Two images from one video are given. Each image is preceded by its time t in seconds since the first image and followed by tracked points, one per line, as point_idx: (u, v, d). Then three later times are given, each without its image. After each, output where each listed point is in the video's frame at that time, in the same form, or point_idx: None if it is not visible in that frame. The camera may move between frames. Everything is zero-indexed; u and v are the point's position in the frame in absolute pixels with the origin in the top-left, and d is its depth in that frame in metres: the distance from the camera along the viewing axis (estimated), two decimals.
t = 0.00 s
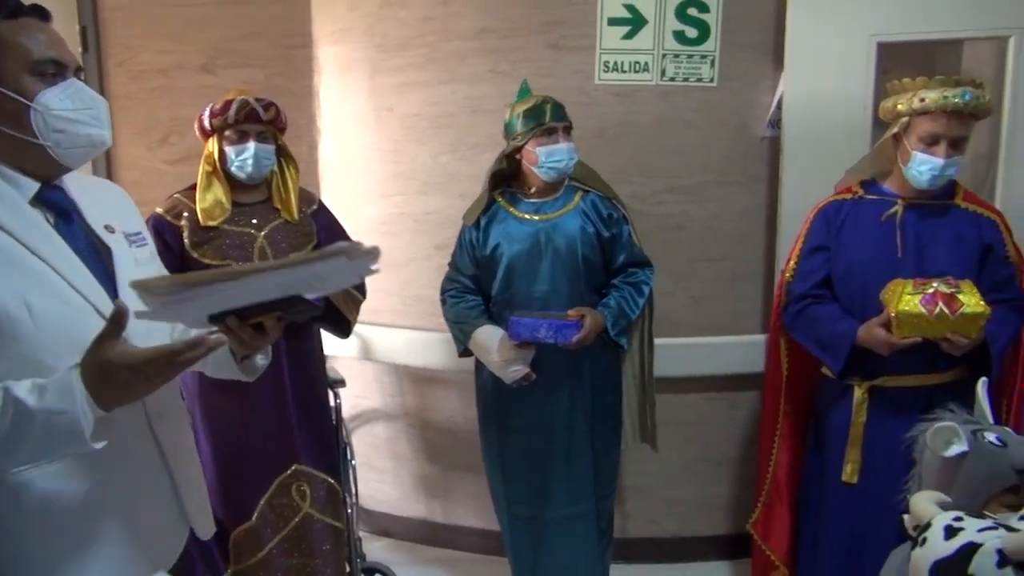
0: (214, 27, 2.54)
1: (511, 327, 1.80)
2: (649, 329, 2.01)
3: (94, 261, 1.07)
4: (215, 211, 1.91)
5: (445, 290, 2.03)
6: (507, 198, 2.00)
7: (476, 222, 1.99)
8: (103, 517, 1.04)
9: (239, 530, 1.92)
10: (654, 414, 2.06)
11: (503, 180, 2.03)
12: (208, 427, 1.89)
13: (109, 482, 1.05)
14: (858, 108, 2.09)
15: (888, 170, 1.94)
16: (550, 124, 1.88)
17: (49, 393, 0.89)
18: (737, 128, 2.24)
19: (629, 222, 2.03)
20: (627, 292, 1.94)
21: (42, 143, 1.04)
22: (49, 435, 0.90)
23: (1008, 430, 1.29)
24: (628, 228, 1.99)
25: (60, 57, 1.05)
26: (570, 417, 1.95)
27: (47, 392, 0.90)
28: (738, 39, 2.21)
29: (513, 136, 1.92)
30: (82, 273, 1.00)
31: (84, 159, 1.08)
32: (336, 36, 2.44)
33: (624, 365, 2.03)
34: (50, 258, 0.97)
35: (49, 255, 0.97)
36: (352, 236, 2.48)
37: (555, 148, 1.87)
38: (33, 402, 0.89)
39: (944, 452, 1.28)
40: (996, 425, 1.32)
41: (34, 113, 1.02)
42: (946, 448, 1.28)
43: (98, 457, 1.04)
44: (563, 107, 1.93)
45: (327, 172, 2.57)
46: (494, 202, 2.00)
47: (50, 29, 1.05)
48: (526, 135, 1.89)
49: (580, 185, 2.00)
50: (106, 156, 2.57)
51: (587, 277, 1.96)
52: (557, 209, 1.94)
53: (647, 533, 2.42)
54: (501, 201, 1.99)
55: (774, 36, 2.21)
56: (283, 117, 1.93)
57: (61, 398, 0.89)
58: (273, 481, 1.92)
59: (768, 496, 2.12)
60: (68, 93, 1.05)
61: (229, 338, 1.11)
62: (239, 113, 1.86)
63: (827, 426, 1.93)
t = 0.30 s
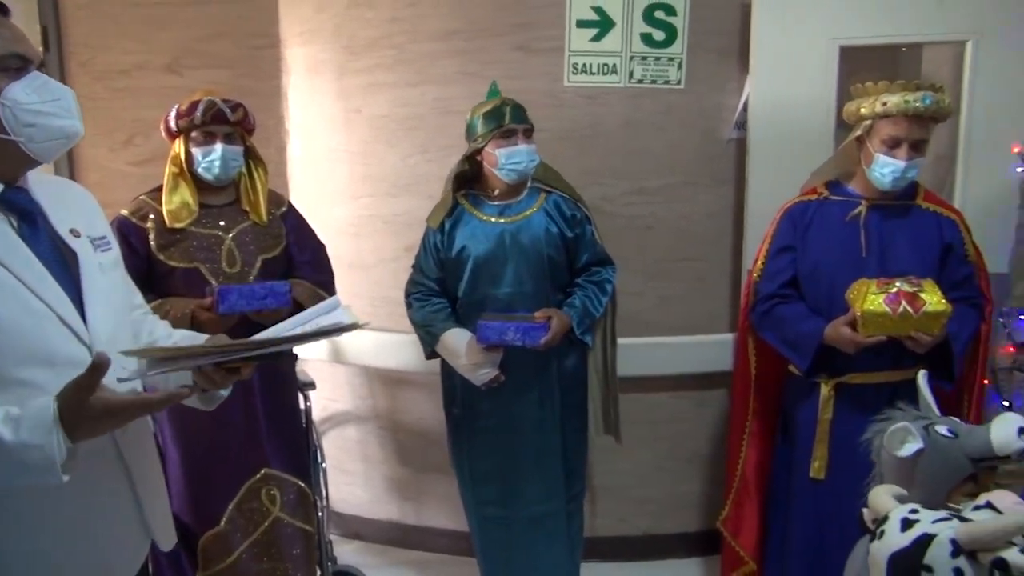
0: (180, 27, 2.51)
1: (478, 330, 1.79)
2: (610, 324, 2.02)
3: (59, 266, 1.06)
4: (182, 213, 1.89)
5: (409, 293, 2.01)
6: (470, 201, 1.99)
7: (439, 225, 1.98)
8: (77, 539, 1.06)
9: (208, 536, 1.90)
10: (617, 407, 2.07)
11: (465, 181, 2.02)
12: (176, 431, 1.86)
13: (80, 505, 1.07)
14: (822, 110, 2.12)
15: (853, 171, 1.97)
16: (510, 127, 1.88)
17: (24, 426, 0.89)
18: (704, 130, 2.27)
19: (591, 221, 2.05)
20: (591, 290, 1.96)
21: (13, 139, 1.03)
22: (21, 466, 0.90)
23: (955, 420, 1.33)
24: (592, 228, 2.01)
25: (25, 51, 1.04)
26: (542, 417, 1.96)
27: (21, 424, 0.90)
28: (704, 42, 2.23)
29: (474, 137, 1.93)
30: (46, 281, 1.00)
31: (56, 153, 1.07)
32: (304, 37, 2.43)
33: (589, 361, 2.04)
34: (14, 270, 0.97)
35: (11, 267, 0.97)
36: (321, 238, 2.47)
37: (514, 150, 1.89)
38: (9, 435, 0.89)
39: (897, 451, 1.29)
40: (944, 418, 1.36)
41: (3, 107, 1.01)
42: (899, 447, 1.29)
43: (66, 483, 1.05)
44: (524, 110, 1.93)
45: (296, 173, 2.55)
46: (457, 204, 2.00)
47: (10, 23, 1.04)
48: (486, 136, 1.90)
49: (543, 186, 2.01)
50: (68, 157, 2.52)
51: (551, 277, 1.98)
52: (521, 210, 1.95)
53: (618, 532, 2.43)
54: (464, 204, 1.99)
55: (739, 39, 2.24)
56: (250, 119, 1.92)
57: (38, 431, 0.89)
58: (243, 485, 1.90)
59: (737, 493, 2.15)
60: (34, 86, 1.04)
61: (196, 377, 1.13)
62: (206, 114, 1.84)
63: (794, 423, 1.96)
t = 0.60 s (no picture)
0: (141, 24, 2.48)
1: (440, 330, 1.79)
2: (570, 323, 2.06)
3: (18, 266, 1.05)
4: (143, 213, 1.86)
5: (372, 295, 2.00)
6: (432, 202, 1.99)
7: (401, 226, 1.97)
8: (71, 535, 1.06)
9: (171, 539, 1.87)
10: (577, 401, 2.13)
11: (425, 182, 2.02)
12: (138, 434, 1.83)
13: (67, 501, 1.07)
14: (783, 112, 2.16)
15: (814, 172, 2.00)
16: (466, 129, 1.89)
17: (23, 418, 0.91)
18: (668, 131, 2.30)
19: (552, 221, 2.06)
20: (553, 289, 1.98)
21: None
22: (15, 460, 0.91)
23: (913, 415, 1.35)
24: (553, 228, 2.02)
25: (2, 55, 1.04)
26: (509, 417, 1.97)
27: (19, 416, 0.91)
28: (668, 44, 2.26)
29: (432, 137, 1.94)
30: (13, 282, 1.00)
31: (24, 157, 1.08)
32: (268, 35, 2.41)
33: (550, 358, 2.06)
34: None
35: None
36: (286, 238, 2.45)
37: (469, 152, 1.89)
38: (8, 426, 0.90)
39: (860, 448, 1.31)
40: (902, 413, 1.39)
41: None
42: (859, 445, 1.31)
43: (55, 480, 1.05)
44: (482, 111, 1.93)
45: (260, 173, 2.53)
46: (420, 205, 1.99)
47: None
48: (443, 137, 1.91)
49: (504, 186, 2.01)
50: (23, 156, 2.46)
51: (514, 277, 1.99)
52: (482, 211, 1.95)
53: (585, 530, 2.45)
54: (426, 205, 1.98)
55: (702, 42, 2.28)
56: (214, 118, 1.89)
57: (36, 422, 0.92)
58: (207, 488, 1.88)
59: (704, 490, 2.17)
60: (10, 92, 1.05)
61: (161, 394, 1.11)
62: (168, 113, 1.82)
63: (758, 420, 1.99)
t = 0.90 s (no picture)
0: (98, 20, 2.43)
1: (404, 327, 1.80)
2: (542, 325, 2.07)
3: None
4: (101, 213, 1.82)
5: (341, 293, 2.00)
6: (399, 200, 2.00)
7: (370, 224, 1.98)
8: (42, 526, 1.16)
9: (133, 544, 1.84)
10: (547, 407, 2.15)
11: (393, 180, 2.03)
12: (97, 437, 1.80)
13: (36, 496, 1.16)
14: (743, 113, 2.19)
15: (775, 171, 2.03)
16: (427, 126, 1.89)
17: (13, 417, 1.03)
18: (632, 131, 2.32)
19: (521, 221, 2.06)
20: (521, 289, 1.99)
21: None
22: (6, 455, 1.03)
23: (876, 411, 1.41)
24: (521, 227, 2.02)
25: None
26: (477, 416, 1.97)
27: (9, 415, 1.03)
28: (631, 45, 2.28)
29: (399, 133, 1.95)
30: None
31: None
32: (229, 33, 2.38)
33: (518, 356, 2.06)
34: None
35: None
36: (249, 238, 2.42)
37: (429, 149, 1.89)
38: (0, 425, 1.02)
39: (829, 444, 1.33)
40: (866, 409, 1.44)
41: None
42: (828, 440, 1.33)
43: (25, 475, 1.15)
44: (446, 108, 1.94)
45: (222, 172, 2.49)
46: (387, 204, 2.00)
47: None
48: (406, 133, 1.92)
49: (472, 185, 2.01)
50: None
51: (482, 277, 1.99)
52: (450, 209, 1.96)
53: (553, 528, 2.46)
54: (393, 203, 1.99)
55: (663, 43, 2.31)
56: (174, 116, 1.86)
57: (24, 420, 1.04)
58: (169, 492, 1.85)
59: (670, 485, 2.20)
60: None
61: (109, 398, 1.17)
62: (126, 112, 1.79)
63: (722, 414, 2.02)
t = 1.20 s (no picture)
0: (50, 15, 2.38)
1: (376, 324, 1.80)
2: (513, 334, 2.07)
3: None
4: (54, 211, 1.79)
5: (313, 290, 2.00)
6: (374, 196, 2.00)
7: (344, 220, 1.98)
8: None
9: (87, 549, 1.80)
10: (512, 412, 2.16)
11: (370, 177, 2.04)
12: (51, 440, 1.77)
13: None
14: (702, 114, 2.23)
15: (733, 172, 2.06)
16: (402, 123, 1.89)
17: None
18: (593, 131, 2.34)
19: (495, 222, 2.07)
20: (493, 290, 1.99)
21: None
22: None
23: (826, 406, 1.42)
24: (496, 229, 2.03)
25: None
26: (440, 417, 1.97)
27: None
28: (592, 46, 2.30)
29: (375, 129, 1.95)
30: None
31: None
32: (186, 29, 2.35)
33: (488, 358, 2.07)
34: None
35: None
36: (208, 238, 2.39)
37: (404, 147, 1.89)
38: None
39: (779, 438, 1.35)
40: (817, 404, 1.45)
41: None
42: (779, 434, 1.35)
43: None
44: (424, 108, 1.94)
45: (179, 171, 2.46)
46: (361, 201, 2.00)
47: None
48: (383, 130, 1.91)
49: (448, 185, 2.02)
50: None
51: (456, 277, 1.99)
52: (425, 208, 1.96)
53: (517, 526, 2.47)
54: (368, 200, 1.99)
55: (624, 45, 2.33)
56: (129, 114, 1.83)
57: None
58: (125, 496, 1.82)
59: (632, 482, 2.22)
60: None
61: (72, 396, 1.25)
62: (80, 109, 1.75)
63: (683, 412, 2.05)
